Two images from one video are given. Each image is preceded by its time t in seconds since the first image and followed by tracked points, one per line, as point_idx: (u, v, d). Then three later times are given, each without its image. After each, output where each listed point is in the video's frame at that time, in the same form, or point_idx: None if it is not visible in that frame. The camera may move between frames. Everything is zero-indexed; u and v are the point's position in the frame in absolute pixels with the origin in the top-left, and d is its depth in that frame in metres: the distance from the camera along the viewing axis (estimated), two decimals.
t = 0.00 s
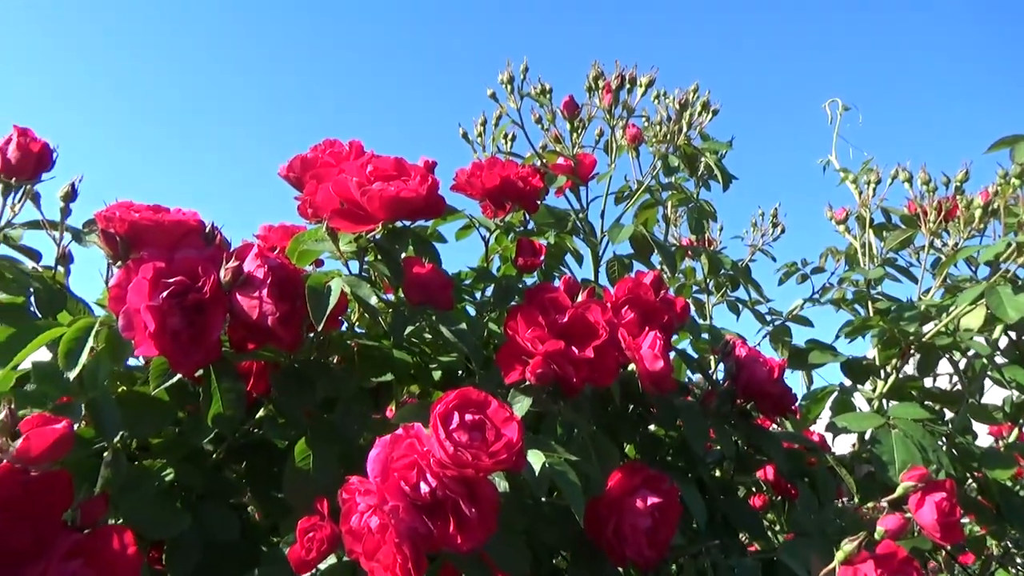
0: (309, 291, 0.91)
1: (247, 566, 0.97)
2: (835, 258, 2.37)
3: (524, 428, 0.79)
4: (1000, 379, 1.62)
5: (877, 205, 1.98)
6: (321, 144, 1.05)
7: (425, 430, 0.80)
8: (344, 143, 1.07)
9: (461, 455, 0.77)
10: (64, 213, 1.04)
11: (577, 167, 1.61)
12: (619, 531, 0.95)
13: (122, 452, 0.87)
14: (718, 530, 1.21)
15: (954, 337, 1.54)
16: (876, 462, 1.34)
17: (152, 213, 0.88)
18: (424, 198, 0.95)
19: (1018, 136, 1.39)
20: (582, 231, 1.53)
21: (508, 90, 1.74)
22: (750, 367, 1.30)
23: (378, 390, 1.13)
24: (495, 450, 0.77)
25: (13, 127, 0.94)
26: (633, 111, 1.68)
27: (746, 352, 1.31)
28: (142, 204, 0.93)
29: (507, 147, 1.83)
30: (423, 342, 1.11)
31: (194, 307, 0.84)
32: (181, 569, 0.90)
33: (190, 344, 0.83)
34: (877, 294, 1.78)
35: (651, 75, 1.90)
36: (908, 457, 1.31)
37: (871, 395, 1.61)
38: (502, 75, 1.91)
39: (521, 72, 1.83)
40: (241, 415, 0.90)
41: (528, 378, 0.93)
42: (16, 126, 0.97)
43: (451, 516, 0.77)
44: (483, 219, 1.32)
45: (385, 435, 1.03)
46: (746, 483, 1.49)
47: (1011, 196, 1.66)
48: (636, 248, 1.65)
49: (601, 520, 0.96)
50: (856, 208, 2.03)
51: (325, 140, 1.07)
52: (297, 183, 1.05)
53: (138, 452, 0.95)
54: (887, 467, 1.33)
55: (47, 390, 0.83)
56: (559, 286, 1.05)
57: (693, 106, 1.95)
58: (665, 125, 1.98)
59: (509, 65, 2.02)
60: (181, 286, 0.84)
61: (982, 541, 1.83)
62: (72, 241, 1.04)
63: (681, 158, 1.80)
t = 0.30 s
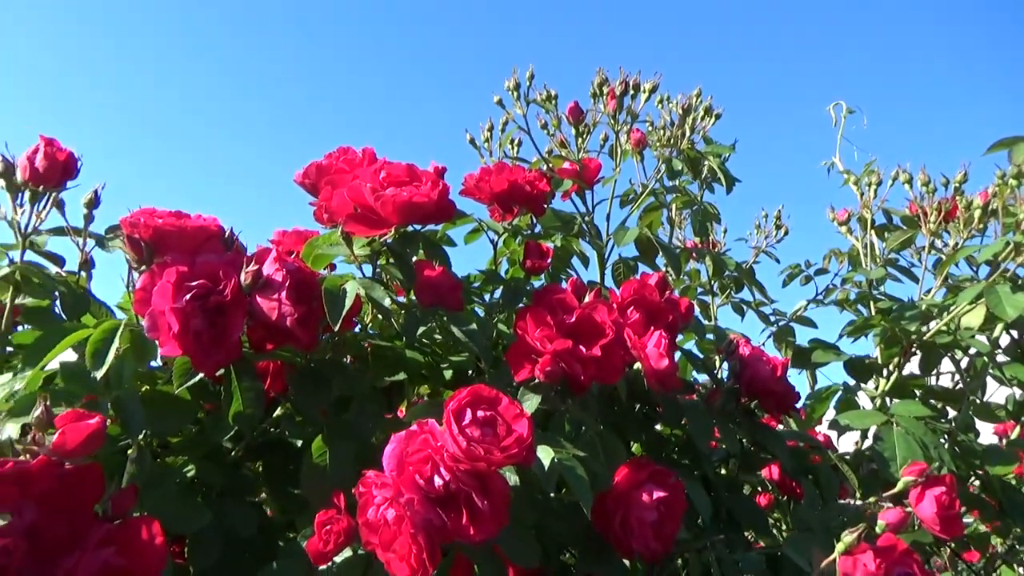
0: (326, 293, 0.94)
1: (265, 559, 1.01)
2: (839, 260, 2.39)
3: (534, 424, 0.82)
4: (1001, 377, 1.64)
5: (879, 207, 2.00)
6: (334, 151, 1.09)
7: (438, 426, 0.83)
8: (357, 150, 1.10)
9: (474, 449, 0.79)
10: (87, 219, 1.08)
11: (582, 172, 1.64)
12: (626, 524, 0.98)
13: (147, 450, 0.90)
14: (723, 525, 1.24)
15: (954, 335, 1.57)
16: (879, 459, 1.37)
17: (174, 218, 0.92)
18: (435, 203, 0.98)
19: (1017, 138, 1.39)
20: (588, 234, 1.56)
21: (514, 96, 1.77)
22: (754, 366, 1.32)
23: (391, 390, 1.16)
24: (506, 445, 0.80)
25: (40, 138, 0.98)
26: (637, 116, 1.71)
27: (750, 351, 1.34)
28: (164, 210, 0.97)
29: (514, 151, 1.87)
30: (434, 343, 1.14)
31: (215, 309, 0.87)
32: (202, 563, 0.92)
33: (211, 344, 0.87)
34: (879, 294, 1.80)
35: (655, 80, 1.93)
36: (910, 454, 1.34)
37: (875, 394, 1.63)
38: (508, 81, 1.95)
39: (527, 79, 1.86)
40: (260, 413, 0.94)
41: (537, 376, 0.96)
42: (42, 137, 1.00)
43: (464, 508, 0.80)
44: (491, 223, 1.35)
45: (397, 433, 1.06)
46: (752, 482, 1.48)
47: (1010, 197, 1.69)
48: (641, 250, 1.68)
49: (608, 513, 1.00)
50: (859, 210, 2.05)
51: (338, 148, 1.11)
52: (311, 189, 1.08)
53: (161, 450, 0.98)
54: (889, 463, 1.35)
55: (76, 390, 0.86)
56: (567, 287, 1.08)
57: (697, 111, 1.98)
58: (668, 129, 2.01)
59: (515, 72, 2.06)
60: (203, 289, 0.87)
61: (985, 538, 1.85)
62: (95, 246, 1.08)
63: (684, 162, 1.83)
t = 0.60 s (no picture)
0: (342, 295, 0.98)
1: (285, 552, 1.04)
2: (840, 257, 2.42)
3: (544, 418, 0.85)
4: (1000, 370, 1.67)
5: (879, 204, 2.03)
6: (347, 158, 1.12)
7: (452, 421, 0.87)
8: (369, 156, 1.13)
9: (486, 443, 0.83)
10: (109, 226, 1.12)
11: (586, 173, 1.68)
12: (634, 514, 1.01)
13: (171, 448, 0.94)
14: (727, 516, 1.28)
15: (953, 330, 1.60)
16: (879, 451, 1.40)
17: (195, 225, 0.95)
18: (446, 207, 1.02)
19: (1012, 135, 1.43)
20: (593, 234, 1.59)
21: (519, 100, 1.81)
22: (756, 362, 1.35)
23: (403, 388, 1.20)
24: (517, 438, 0.83)
25: (64, 148, 1.03)
26: (639, 119, 1.74)
27: (752, 347, 1.37)
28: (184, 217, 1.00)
29: (519, 154, 1.90)
30: (444, 342, 1.18)
31: (236, 311, 0.91)
32: (226, 554, 0.97)
33: (233, 346, 0.90)
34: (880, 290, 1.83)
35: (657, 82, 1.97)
36: (910, 446, 1.37)
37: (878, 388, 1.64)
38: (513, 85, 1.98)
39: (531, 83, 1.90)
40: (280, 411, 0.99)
41: (546, 372, 1.00)
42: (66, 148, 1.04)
43: (478, 499, 0.84)
44: (499, 225, 1.39)
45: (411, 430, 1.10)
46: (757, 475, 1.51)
47: (1007, 194, 1.72)
48: (645, 250, 1.71)
49: (616, 504, 1.02)
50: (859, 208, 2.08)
51: (351, 154, 1.14)
52: (325, 195, 1.11)
53: (183, 447, 1.02)
54: (890, 454, 1.38)
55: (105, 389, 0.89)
56: (573, 286, 1.11)
57: (698, 112, 2.02)
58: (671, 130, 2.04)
59: (519, 76, 2.09)
60: (224, 292, 0.91)
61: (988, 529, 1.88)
62: (117, 252, 1.12)
63: (686, 163, 1.86)
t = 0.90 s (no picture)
0: (366, 277, 1.01)
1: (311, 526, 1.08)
2: (850, 236, 2.44)
3: (563, 393, 0.88)
4: (1009, 347, 1.69)
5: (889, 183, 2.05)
6: (368, 143, 1.15)
7: (474, 397, 0.90)
8: (388, 141, 1.16)
9: (509, 418, 0.86)
10: (137, 211, 1.15)
11: (599, 155, 1.70)
12: (650, 488, 1.04)
13: (202, 425, 0.98)
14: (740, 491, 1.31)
15: (962, 306, 1.62)
16: (889, 425, 1.43)
17: (223, 209, 0.98)
18: (465, 190, 1.05)
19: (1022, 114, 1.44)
20: (605, 216, 1.62)
21: (532, 84, 1.82)
22: (768, 340, 1.38)
23: (423, 367, 1.23)
24: (538, 414, 0.86)
25: (94, 136, 1.06)
26: (651, 101, 1.76)
27: (764, 325, 1.40)
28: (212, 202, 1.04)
29: (532, 137, 1.92)
30: (463, 322, 1.18)
31: (265, 292, 0.94)
32: (256, 528, 1.01)
33: (262, 326, 0.94)
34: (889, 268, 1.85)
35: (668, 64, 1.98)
36: (919, 421, 1.39)
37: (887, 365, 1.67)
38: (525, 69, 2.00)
39: (543, 66, 1.91)
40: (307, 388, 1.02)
41: (563, 350, 1.03)
42: (96, 136, 1.07)
43: (500, 472, 0.87)
44: (514, 207, 1.41)
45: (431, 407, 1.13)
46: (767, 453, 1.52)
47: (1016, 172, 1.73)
48: (657, 230, 1.73)
49: (633, 478, 1.05)
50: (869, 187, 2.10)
51: (370, 139, 1.17)
52: (347, 179, 1.14)
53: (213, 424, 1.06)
54: (900, 429, 1.41)
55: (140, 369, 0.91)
56: (589, 267, 1.14)
57: (709, 94, 2.03)
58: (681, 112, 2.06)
59: (531, 59, 2.11)
60: (253, 274, 0.94)
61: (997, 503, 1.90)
62: (144, 237, 1.15)
63: (698, 145, 1.88)
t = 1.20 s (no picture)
0: (369, 252, 1.02)
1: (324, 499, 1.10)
2: (852, 200, 2.43)
3: (567, 361, 0.89)
4: (1012, 305, 1.70)
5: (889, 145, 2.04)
6: (366, 119, 1.15)
7: (479, 367, 0.91)
8: (386, 116, 1.16)
9: (514, 386, 0.88)
10: (139, 193, 1.15)
11: (597, 125, 1.70)
12: (656, 453, 1.05)
13: (213, 402, 0.99)
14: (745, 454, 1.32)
15: (964, 266, 1.62)
16: (892, 386, 1.44)
17: (225, 188, 0.99)
18: (465, 162, 1.05)
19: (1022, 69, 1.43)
20: (606, 186, 1.62)
21: (528, 55, 1.82)
22: (769, 305, 1.39)
23: (428, 341, 1.24)
24: (543, 382, 0.88)
25: (94, 119, 1.06)
26: (649, 69, 1.75)
27: (766, 290, 1.41)
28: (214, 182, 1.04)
29: (530, 109, 1.92)
30: (468, 294, 1.20)
31: (269, 270, 0.95)
32: (269, 502, 1.03)
33: (267, 303, 0.95)
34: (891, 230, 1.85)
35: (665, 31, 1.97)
36: (922, 379, 1.41)
37: (890, 327, 1.67)
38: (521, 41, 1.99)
39: (539, 37, 1.91)
40: (314, 363, 1.03)
41: (567, 319, 1.04)
42: (96, 118, 1.08)
43: (507, 441, 0.88)
44: (514, 179, 1.41)
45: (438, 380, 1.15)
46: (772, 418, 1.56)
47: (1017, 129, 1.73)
48: (658, 199, 1.73)
49: (638, 444, 1.06)
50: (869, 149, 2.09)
51: (369, 115, 1.17)
52: (346, 155, 1.14)
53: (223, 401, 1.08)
54: (903, 389, 1.42)
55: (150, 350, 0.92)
56: (590, 236, 1.14)
57: (707, 60, 2.02)
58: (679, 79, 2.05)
59: (527, 31, 2.10)
60: (257, 252, 0.95)
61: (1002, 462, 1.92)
62: (148, 218, 1.16)
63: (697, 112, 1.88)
